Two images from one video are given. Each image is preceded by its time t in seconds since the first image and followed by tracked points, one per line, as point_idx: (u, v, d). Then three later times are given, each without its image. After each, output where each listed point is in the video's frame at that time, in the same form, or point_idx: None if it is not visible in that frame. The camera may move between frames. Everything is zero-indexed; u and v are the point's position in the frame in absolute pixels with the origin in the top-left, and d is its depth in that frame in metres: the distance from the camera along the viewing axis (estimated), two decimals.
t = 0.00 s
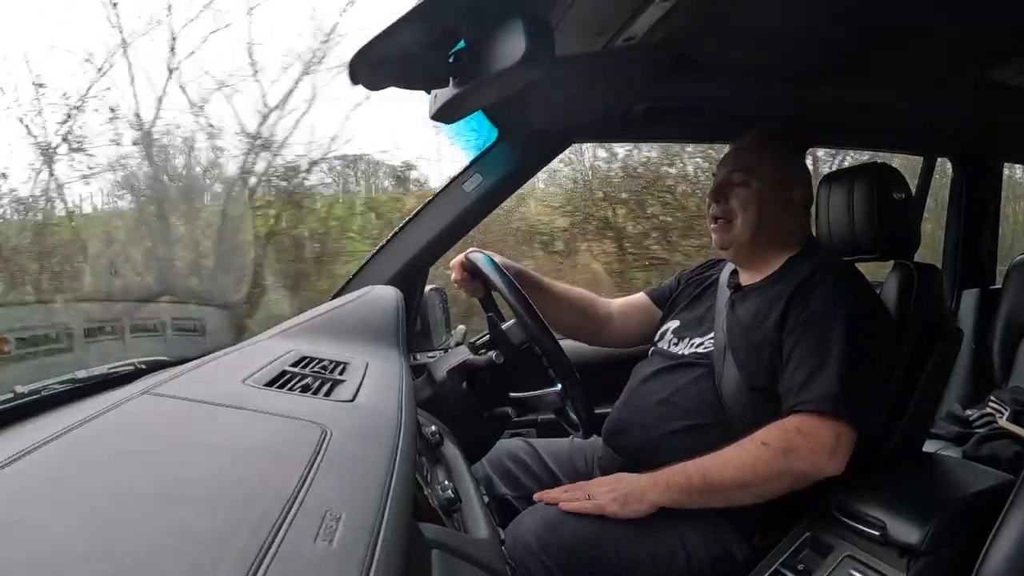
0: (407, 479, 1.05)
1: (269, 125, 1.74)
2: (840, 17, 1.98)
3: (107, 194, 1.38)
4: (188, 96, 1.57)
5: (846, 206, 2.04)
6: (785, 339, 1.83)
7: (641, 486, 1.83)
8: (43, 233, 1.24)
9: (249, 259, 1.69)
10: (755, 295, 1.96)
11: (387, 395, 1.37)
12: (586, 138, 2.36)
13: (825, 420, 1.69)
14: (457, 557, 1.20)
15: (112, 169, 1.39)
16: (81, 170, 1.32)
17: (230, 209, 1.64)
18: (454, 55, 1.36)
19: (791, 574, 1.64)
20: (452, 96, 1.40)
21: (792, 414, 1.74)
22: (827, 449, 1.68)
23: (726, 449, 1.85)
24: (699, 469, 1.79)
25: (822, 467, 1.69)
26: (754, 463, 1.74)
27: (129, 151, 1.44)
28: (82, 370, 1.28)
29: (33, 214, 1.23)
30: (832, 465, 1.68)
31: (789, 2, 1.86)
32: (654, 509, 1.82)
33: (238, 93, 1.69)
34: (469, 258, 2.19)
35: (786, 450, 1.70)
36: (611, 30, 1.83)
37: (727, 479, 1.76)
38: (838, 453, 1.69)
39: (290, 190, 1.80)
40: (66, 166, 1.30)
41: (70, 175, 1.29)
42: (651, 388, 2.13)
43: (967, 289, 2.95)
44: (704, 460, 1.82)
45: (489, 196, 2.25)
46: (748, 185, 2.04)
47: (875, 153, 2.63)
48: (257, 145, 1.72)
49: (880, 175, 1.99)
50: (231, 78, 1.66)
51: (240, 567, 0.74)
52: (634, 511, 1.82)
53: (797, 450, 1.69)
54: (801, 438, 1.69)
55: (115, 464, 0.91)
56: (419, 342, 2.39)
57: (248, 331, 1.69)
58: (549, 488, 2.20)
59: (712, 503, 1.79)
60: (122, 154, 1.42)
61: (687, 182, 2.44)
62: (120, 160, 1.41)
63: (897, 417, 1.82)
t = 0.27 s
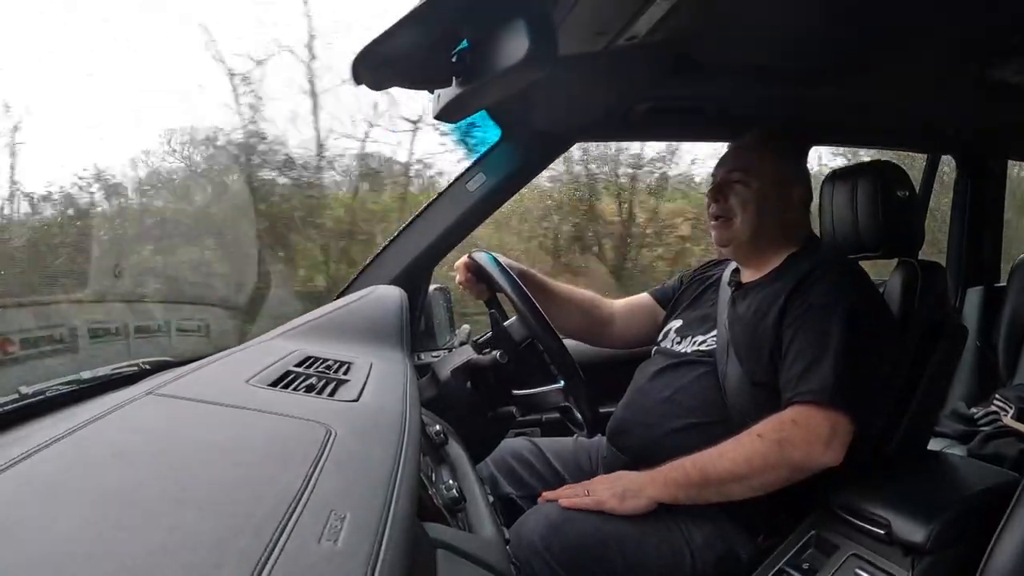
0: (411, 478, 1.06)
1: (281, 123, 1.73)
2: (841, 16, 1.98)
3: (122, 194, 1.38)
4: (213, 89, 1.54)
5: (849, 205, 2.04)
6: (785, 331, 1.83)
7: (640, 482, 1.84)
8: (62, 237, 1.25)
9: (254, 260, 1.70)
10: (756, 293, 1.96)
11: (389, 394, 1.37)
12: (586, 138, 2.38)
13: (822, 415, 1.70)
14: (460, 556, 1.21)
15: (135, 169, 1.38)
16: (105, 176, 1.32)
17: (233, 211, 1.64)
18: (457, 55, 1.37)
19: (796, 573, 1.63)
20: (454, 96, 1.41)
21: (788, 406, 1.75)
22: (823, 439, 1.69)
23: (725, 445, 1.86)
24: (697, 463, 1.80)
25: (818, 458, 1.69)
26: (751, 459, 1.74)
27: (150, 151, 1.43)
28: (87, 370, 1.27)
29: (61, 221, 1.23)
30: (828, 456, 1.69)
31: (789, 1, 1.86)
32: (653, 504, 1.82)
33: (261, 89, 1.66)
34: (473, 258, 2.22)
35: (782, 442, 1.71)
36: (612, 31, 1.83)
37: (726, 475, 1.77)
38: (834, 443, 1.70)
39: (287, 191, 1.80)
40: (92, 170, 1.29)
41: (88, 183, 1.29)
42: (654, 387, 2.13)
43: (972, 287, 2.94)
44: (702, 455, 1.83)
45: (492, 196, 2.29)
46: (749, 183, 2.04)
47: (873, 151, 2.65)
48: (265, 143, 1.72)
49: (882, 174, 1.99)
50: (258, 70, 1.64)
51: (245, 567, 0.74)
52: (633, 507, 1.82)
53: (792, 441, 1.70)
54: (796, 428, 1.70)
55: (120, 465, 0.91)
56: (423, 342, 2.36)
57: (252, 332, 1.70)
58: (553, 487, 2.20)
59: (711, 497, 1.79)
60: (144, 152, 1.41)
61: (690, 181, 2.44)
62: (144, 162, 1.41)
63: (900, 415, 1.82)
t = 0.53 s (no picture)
0: (414, 478, 1.06)
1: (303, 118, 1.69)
2: (845, 18, 1.97)
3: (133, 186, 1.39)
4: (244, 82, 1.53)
5: (853, 207, 2.03)
6: (788, 332, 1.83)
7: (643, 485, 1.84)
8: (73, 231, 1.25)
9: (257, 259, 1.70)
10: (760, 295, 1.96)
11: (393, 395, 1.37)
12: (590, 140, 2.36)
13: (824, 417, 1.70)
14: (462, 557, 1.21)
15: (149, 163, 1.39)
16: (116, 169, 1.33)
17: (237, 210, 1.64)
18: (461, 56, 1.37)
19: None
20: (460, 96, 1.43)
21: (792, 411, 1.75)
22: (827, 443, 1.69)
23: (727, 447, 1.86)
24: (701, 467, 1.80)
25: (822, 462, 1.69)
26: (753, 461, 1.74)
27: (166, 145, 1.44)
28: (90, 370, 1.28)
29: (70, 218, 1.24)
30: (831, 460, 1.68)
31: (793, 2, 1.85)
32: (656, 509, 1.82)
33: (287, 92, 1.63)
34: (476, 259, 2.21)
35: (786, 446, 1.71)
36: (616, 31, 1.82)
37: (728, 478, 1.76)
38: (838, 448, 1.69)
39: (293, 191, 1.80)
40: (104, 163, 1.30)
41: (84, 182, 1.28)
42: (657, 388, 2.12)
43: (975, 290, 2.93)
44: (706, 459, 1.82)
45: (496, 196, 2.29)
46: (748, 186, 2.04)
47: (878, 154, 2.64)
48: (277, 143, 1.69)
49: (885, 176, 1.98)
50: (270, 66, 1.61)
51: (246, 567, 0.74)
52: (636, 511, 1.82)
53: (796, 446, 1.70)
54: (800, 433, 1.70)
55: (123, 463, 0.92)
56: (426, 342, 2.40)
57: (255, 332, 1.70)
58: (555, 489, 2.20)
59: (714, 502, 1.79)
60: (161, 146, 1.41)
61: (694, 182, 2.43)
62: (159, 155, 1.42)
63: (904, 418, 1.82)
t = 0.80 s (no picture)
0: (418, 479, 1.06)
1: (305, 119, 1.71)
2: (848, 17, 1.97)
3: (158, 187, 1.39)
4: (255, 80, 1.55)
5: (856, 206, 2.03)
6: (792, 331, 1.83)
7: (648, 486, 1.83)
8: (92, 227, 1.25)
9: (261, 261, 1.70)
10: (764, 294, 1.95)
11: (397, 396, 1.37)
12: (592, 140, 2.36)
13: (827, 416, 1.69)
14: (467, 557, 1.21)
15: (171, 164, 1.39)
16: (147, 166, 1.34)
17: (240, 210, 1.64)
18: (464, 56, 1.36)
19: None
20: (462, 96, 1.42)
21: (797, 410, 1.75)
22: (831, 441, 1.69)
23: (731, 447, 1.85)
24: (705, 467, 1.80)
25: (826, 461, 1.69)
26: (758, 462, 1.74)
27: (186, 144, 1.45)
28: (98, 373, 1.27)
29: (88, 210, 1.24)
30: (836, 459, 1.68)
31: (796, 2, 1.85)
32: (661, 509, 1.82)
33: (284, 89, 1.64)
34: (480, 261, 2.20)
35: (791, 445, 1.70)
36: (618, 32, 1.82)
37: (733, 478, 1.76)
38: (842, 446, 1.69)
39: (296, 194, 1.81)
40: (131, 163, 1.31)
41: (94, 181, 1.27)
42: (661, 388, 2.12)
43: (979, 289, 2.92)
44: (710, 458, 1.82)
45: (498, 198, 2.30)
46: (752, 184, 2.04)
47: (878, 153, 2.64)
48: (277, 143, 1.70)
49: (888, 175, 1.98)
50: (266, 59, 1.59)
51: (251, 569, 0.74)
52: (641, 512, 1.82)
53: (801, 445, 1.69)
54: (804, 431, 1.70)
55: (129, 465, 0.92)
56: (429, 343, 2.40)
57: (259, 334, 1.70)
58: (560, 489, 2.20)
59: (719, 502, 1.79)
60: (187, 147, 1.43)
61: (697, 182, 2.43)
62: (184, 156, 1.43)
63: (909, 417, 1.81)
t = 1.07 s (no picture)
0: (423, 480, 1.06)
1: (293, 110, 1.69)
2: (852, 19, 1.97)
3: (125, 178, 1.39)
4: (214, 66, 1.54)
5: (861, 208, 2.02)
6: (794, 332, 1.82)
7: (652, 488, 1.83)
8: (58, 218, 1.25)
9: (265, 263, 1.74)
10: (766, 294, 1.95)
11: (402, 396, 1.37)
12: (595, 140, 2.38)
13: (832, 418, 1.69)
14: (471, 558, 1.21)
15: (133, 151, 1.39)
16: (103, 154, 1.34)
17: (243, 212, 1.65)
18: (468, 58, 1.37)
19: None
20: (467, 98, 1.44)
21: (800, 411, 1.75)
22: (835, 443, 1.68)
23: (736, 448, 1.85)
24: (709, 469, 1.79)
25: (830, 462, 1.68)
26: (762, 463, 1.73)
27: (154, 132, 1.44)
28: (100, 374, 1.27)
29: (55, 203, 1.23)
30: (840, 460, 1.68)
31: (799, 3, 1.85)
32: (666, 511, 1.82)
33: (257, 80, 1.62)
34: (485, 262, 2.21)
35: (794, 447, 1.70)
36: (621, 33, 1.83)
37: (737, 480, 1.76)
38: (846, 447, 1.69)
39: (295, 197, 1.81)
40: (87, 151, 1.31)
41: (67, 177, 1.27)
42: (665, 389, 2.12)
43: (984, 290, 2.91)
44: (714, 460, 1.82)
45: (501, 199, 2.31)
46: (754, 185, 2.03)
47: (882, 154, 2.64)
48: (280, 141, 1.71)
49: (891, 177, 1.98)
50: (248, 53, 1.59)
51: (256, 568, 0.74)
52: (645, 514, 1.82)
53: (803, 447, 1.69)
54: (806, 433, 1.70)
55: (133, 466, 0.92)
56: (434, 344, 2.39)
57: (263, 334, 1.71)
58: (563, 490, 2.19)
59: (723, 503, 1.78)
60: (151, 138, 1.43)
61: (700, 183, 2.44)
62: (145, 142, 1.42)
63: (913, 418, 1.81)
